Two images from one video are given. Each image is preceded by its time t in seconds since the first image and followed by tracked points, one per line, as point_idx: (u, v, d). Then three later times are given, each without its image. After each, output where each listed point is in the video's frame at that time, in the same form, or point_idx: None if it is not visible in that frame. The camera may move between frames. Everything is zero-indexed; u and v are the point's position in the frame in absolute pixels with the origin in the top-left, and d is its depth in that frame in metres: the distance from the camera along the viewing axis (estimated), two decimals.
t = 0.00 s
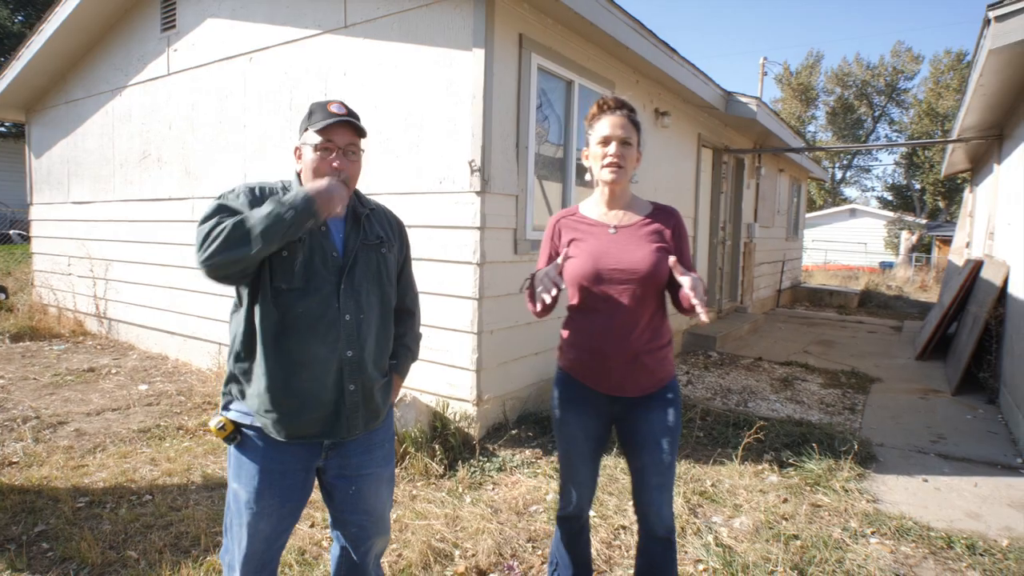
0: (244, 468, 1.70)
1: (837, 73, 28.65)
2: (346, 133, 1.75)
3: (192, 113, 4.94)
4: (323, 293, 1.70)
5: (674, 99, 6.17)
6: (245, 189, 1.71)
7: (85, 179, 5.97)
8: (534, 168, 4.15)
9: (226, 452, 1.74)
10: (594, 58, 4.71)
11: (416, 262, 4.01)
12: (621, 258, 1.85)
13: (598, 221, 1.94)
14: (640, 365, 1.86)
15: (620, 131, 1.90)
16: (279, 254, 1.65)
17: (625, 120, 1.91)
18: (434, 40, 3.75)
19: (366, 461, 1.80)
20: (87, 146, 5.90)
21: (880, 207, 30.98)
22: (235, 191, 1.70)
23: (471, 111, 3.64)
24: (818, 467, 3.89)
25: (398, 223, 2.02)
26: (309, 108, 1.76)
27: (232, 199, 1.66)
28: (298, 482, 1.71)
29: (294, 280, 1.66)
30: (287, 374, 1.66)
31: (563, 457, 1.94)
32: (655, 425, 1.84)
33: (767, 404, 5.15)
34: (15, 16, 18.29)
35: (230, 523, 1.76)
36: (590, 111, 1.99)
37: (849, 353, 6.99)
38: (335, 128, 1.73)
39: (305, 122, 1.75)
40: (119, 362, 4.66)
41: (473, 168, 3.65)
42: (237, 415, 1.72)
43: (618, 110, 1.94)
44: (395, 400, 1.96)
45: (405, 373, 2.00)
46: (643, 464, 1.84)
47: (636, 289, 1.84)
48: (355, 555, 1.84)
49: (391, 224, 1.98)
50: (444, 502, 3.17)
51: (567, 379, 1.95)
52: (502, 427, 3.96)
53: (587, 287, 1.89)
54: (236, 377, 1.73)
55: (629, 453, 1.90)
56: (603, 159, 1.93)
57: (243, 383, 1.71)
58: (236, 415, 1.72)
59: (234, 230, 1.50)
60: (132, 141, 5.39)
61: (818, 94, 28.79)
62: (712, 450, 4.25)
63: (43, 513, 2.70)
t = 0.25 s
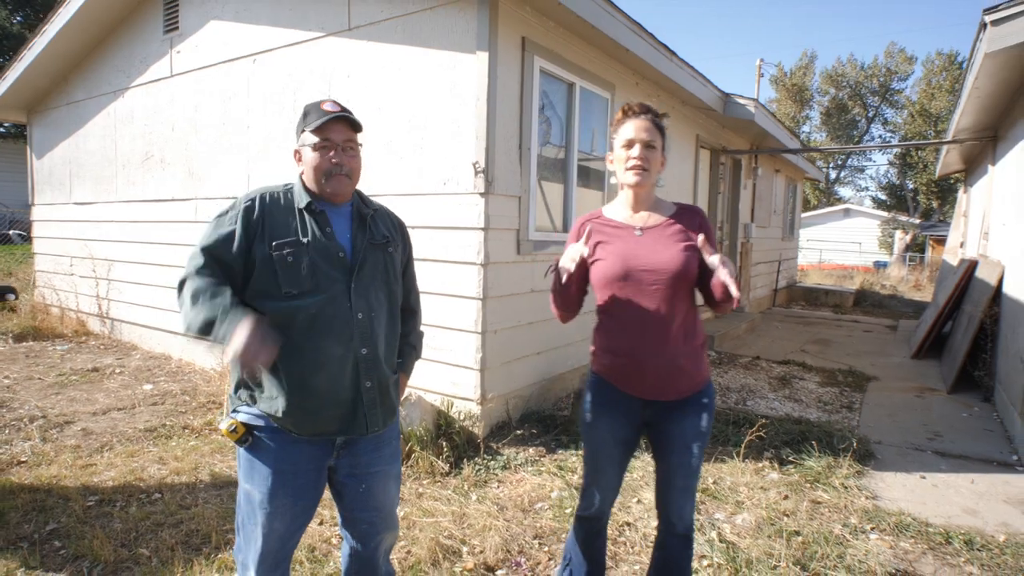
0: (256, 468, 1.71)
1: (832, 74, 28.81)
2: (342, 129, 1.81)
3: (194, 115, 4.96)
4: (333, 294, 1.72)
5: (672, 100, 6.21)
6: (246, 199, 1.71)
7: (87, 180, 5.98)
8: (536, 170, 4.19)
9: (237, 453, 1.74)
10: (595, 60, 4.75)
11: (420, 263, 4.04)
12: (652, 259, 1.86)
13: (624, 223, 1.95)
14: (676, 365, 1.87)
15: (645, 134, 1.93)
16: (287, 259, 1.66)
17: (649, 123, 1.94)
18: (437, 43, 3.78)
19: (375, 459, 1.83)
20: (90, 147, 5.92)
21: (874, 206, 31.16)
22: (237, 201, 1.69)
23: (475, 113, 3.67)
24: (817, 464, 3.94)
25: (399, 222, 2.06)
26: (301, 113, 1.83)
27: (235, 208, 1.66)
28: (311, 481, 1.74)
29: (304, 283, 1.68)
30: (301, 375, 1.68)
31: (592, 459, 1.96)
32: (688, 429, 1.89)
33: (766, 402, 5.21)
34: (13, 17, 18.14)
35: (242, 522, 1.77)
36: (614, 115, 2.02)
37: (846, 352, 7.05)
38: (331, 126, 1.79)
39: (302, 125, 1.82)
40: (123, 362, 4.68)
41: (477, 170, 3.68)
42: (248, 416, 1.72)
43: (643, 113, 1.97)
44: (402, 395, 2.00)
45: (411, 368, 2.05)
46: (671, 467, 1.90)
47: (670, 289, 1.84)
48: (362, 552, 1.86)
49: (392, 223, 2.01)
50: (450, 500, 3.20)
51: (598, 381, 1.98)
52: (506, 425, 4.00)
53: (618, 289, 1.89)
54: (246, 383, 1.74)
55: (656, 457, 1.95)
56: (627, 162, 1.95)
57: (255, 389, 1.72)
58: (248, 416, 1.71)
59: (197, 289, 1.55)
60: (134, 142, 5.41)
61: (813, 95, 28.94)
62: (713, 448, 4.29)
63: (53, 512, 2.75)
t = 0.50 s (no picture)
0: (250, 470, 1.72)
1: (822, 75, 29.08)
2: (328, 126, 1.79)
3: (193, 115, 4.96)
4: (320, 301, 1.70)
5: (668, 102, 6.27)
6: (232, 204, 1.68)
7: (85, 180, 5.98)
8: (536, 171, 4.22)
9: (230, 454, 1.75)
10: (593, 63, 4.79)
11: (421, 263, 4.06)
12: (672, 261, 1.90)
13: (645, 227, 1.99)
14: (698, 366, 1.90)
15: (662, 141, 1.97)
16: (273, 268, 1.65)
17: (667, 129, 1.98)
18: (438, 45, 3.80)
19: (367, 458, 1.85)
20: (87, 147, 5.92)
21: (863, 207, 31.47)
22: (223, 207, 1.67)
23: (476, 115, 3.70)
24: (812, 461, 4.00)
25: (388, 219, 2.03)
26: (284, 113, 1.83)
27: (220, 216, 1.64)
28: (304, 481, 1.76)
29: (290, 291, 1.67)
30: (288, 382, 1.68)
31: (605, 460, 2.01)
32: (706, 432, 1.93)
33: (761, 400, 5.27)
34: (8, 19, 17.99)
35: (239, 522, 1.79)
36: (631, 122, 2.06)
37: (838, 350, 7.14)
38: (316, 123, 1.78)
39: (286, 124, 1.81)
40: (121, 362, 4.68)
41: (478, 171, 3.71)
42: (237, 420, 1.72)
43: (659, 118, 2.01)
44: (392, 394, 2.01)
45: (400, 366, 2.05)
46: (687, 469, 1.94)
47: (692, 290, 1.88)
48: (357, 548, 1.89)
49: (379, 219, 1.97)
50: (453, 497, 3.23)
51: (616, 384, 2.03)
52: (506, 424, 4.03)
53: (639, 292, 1.94)
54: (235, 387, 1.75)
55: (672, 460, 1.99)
56: (646, 169, 2.00)
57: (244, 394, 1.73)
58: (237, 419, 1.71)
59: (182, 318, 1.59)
60: (132, 142, 5.41)
61: (803, 96, 29.20)
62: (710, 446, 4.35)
63: (57, 512, 2.75)
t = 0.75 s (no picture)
0: (224, 470, 1.69)
1: (804, 78, 29.50)
2: (320, 130, 1.77)
3: (183, 115, 4.94)
4: (299, 313, 1.68)
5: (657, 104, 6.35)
6: (216, 205, 1.64)
7: (74, 180, 5.94)
8: (528, 172, 4.25)
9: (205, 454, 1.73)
10: (584, 65, 4.84)
11: (414, 262, 4.08)
12: (676, 264, 1.95)
13: (651, 229, 2.04)
14: (697, 367, 1.95)
15: (667, 140, 2.01)
16: (254, 277, 1.61)
17: (671, 129, 2.02)
18: (432, 46, 3.81)
19: (345, 458, 1.81)
20: (75, 147, 5.88)
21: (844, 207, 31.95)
22: (207, 208, 1.63)
23: (470, 115, 3.72)
24: (801, 456, 4.08)
25: (374, 223, 2.00)
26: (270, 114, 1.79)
27: (204, 219, 1.59)
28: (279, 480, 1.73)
29: (270, 302, 1.63)
30: (263, 394, 1.66)
31: (601, 456, 2.00)
32: (705, 426, 1.95)
33: (749, 397, 5.35)
34: None
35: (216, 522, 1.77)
36: (635, 123, 2.11)
37: (823, 348, 7.26)
38: (309, 127, 1.75)
39: (275, 126, 1.77)
40: (110, 362, 4.70)
41: (472, 171, 3.73)
42: (212, 422, 1.71)
43: (664, 118, 2.05)
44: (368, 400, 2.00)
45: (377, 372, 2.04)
46: (686, 461, 1.97)
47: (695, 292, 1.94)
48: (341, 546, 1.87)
49: (364, 226, 1.94)
50: (449, 494, 3.25)
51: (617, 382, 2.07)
52: (500, 422, 4.06)
53: (643, 293, 2.00)
54: (210, 391, 1.71)
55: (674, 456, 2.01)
56: (652, 169, 2.04)
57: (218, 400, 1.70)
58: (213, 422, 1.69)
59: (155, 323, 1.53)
60: (122, 141, 5.39)
61: (786, 98, 29.59)
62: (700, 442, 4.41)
63: (52, 513, 2.74)
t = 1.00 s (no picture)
0: (232, 471, 1.69)
1: (793, 79, 29.76)
2: (315, 129, 1.77)
3: (180, 116, 4.96)
4: (303, 305, 1.70)
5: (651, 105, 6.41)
6: (217, 201, 1.64)
7: (69, 180, 5.94)
8: (526, 173, 4.29)
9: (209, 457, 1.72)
10: (580, 67, 4.88)
11: (413, 262, 4.10)
12: (674, 261, 1.99)
13: (645, 226, 2.06)
14: (687, 363, 2.03)
15: (664, 139, 2.05)
16: (259, 270, 1.62)
17: (667, 128, 2.07)
18: (431, 48, 3.84)
19: (350, 456, 1.84)
20: (70, 147, 5.89)
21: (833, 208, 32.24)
22: (207, 204, 1.63)
23: (468, 117, 3.75)
24: (794, 453, 4.14)
25: (368, 219, 2.03)
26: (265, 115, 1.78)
27: (205, 214, 1.59)
28: (286, 480, 1.74)
29: (275, 294, 1.65)
30: (271, 387, 1.67)
31: (592, 457, 2.04)
32: (695, 421, 2.04)
33: (742, 395, 5.41)
34: None
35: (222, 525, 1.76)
36: (631, 123, 2.14)
37: (814, 346, 7.35)
38: (304, 126, 1.75)
39: (269, 126, 1.77)
40: (107, 363, 4.83)
41: (471, 172, 3.76)
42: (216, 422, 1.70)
43: (659, 119, 2.10)
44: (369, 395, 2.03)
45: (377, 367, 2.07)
46: (678, 455, 2.05)
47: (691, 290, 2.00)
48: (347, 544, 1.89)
49: (360, 221, 1.96)
50: (450, 492, 3.28)
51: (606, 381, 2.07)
52: (497, 420, 4.10)
53: (637, 289, 2.00)
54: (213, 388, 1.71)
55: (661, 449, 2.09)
56: (650, 167, 2.07)
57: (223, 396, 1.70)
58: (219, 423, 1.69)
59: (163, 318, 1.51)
60: (118, 142, 5.41)
61: (776, 99, 29.82)
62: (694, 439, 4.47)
63: (54, 512, 2.81)
